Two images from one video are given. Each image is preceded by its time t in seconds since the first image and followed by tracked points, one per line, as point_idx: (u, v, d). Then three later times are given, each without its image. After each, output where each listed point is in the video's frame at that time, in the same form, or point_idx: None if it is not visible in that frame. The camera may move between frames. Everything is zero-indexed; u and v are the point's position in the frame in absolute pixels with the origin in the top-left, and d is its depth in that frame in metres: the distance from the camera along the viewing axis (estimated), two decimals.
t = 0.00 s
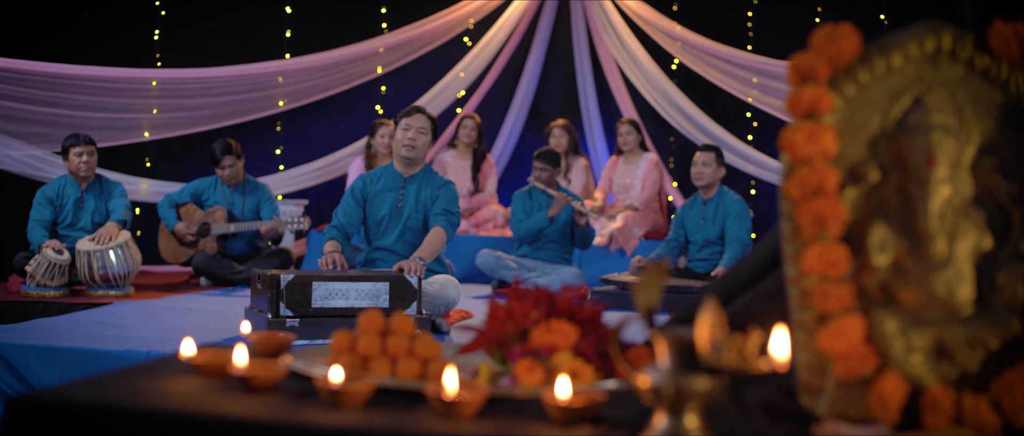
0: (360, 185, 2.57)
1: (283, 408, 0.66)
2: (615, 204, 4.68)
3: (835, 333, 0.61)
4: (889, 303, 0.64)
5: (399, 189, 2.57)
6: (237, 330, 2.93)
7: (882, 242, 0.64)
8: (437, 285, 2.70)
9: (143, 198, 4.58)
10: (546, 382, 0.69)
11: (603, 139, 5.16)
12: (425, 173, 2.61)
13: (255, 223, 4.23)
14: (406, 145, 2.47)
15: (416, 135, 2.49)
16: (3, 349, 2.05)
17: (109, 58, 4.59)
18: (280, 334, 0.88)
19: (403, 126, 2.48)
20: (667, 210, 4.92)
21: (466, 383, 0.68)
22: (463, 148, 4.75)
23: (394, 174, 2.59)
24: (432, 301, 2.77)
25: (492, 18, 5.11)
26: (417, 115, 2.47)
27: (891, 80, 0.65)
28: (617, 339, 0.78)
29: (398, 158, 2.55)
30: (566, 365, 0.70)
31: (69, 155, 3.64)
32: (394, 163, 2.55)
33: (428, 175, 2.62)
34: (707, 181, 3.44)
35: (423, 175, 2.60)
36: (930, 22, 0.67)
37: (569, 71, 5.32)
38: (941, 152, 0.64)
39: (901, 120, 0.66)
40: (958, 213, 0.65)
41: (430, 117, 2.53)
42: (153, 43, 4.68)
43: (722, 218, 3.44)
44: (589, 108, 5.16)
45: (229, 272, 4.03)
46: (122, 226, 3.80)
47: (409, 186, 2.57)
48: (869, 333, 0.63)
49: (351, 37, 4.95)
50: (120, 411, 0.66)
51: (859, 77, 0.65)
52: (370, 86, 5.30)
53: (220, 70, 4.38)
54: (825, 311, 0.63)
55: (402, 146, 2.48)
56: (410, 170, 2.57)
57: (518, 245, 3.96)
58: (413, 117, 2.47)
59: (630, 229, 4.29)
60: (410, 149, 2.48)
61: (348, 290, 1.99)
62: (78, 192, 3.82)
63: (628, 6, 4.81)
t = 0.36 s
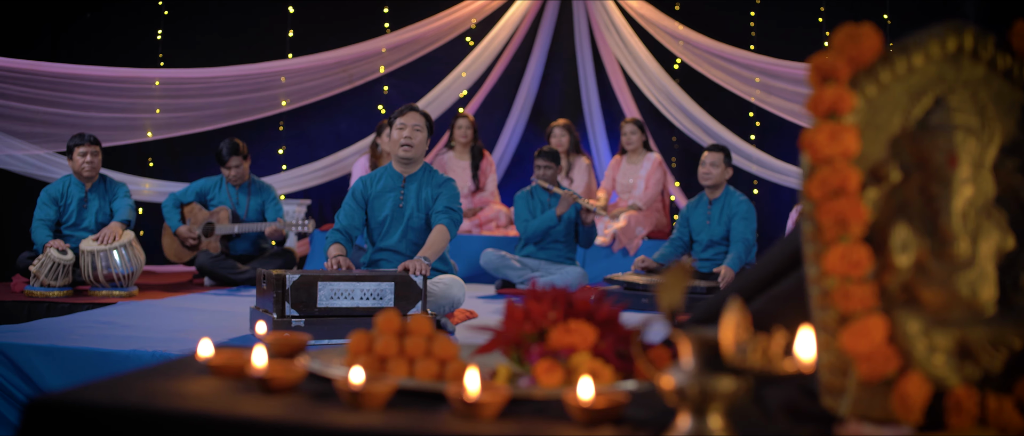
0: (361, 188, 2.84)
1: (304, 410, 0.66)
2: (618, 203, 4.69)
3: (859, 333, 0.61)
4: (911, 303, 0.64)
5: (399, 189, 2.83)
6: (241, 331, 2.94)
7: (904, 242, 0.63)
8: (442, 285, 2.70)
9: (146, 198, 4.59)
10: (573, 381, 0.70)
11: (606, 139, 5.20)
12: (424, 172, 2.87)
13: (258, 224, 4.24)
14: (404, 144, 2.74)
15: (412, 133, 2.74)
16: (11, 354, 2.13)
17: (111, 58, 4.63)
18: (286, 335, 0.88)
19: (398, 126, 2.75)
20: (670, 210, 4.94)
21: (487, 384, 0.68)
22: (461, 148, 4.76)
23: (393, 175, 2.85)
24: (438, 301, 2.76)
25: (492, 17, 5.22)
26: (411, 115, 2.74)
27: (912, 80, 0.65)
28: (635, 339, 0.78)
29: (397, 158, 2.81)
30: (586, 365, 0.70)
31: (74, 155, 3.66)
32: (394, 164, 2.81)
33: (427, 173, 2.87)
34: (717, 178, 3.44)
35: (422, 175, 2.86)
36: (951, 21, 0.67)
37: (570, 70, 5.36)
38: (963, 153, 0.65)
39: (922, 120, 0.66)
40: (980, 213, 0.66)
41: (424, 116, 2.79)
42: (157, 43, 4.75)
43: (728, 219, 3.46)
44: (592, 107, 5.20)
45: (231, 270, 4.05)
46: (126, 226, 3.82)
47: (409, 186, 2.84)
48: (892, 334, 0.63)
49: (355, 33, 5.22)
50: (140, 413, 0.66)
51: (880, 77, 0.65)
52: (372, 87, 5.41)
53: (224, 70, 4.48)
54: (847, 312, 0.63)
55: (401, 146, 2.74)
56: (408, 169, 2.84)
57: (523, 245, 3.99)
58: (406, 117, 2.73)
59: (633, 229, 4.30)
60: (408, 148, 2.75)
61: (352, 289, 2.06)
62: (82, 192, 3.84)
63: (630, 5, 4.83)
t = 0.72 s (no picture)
0: (363, 190, 2.84)
1: (326, 412, 0.66)
2: (621, 203, 4.70)
3: (884, 335, 0.61)
4: (936, 304, 0.64)
5: (401, 189, 2.83)
6: (245, 330, 2.94)
7: (928, 243, 0.64)
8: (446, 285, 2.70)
9: (149, 198, 4.60)
10: (597, 380, 0.70)
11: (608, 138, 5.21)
12: (426, 172, 2.87)
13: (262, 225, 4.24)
14: (404, 143, 2.75)
15: (412, 132, 2.75)
16: (26, 362, 2.22)
17: (114, 58, 4.65)
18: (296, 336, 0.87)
19: (397, 126, 2.77)
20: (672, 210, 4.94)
21: (510, 385, 0.68)
22: (461, 147, 4.75)
23: (394, 175, 2.86)
24: (443, 301, 2.76)
25: (494, 18, 5.23)
26: (410, 114, 2.76)
27: (937, 80, 0.65)
28: (656, 339, 0.78)
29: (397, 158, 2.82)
30: (607, 366, 0.70)
31: (81, 155, 3.67)
32: (394, 164, 2.81)
33: (427, 173, 2.87)
34: (723, 181, 3.44)
35: (424, 175, 2.86)
36: (975, 21, 0.67)
37: (571, 70, 5.38)
38: (989, 154, 0.65)
39: (945, 120, 0.66)
40: (1005, 214, 0.67)
41: (423, 115, 2.79)
42: (159, 43, 4.78)
43: (733, 220, 3.46)
44: (594, 107, 5.20)
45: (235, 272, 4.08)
46: (130, 227, 3.83)
47: (412, 186, 2.84)
48: (916, 335, 0.63)
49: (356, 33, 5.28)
50: (162, 416, 0.65)
51: (903, 77, 0.65)
52: (374, 87, 5.42)
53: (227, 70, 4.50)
54: (870, 313, 0.63)
55: (401, 146, 2.76)
56: (409, 170, 2.84)
57: (525, 244, 3.99)
58: (405, 117, 2.75)
59: (636, 229, 4.31)
60: (408, 147, 2.76)
61: (358, 290, 2.07)
62: (87, 192, 3.86)
63: (633, 6, 4.82)
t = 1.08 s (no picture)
0: (368, 190, 2.85)
1: (353, 413, 0.65)
2: (624, 203, 4.69)
3: (913, 335, 0.61)
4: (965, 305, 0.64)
5: (406, 189, 2.83)
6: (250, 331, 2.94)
7: (957, 244, 0.64)
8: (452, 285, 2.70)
9: (152, 198, 4.60)
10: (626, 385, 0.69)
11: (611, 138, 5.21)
12: (430, 172, 2.87)
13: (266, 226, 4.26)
14: (409, 143, 2.75)
15: (416, 132, 2.75)
16: (37, 372, 2.32)
17: (117, 58, 4.65)
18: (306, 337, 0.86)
19: (402, 126, 2.77)
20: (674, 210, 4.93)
21: (537, 387, 0.68)
22: (466, 147, 4.76)
23: (400, 175, 2.85)
24: (449, 301, 2.76)
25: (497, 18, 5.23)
26: (415, 114, 2.75)
27: (964, 81, 0.65)
28: (678, 340, 0.77)
29: (402, 157, 2.82)
30: (631, 367, 0.70)
31: (90, 156, 3.69)
32: (399, 163, 2.81)
33: (432, 173, 2.87)
34: (727, 185, 3.45)
35: (429, 174, 2.86)
36: (1002, 22, 0.67)
37: (573, 70, 5.38)
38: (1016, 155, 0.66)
39: (972, 121, 0.66)
40: None
41: (427, 115, 2.80)
42: (162, 43, 4.79)
43: (737, 220, 3.46)
44: (596, 107, 5.22)
45: (240, 272, 4.11)
46: (136, 227, 3.86)
47: (417, 186, 2.84)
48: (946, 336, 0.63)
49: (358, 34, 5.30)
50: (187, 418, 0.65)
51: (931, 77, 0.64)
52: (376, 87, 5.42)
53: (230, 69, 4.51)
54: (898, 314, 0.62)
55: (406, 145, 2.75)
56: (414, 170, 2.84)
57: (528, 244, 3.99)
58: (410, 116, 2.75)
59: (639, 229, 4.31)
60: (413, 146, 2.76)
61: (365, 290, 2.11)
62: (94, 192, 3.89)
63: (636, 6, 4.84)
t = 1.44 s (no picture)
0: (370, 190, 2.84)
1: (373, 415, 0.65)
2: (624, 203, 4.69)
3: (936, 336, 0.61)
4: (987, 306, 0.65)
5: (408, 189, 2.83)
6: (251, 330, 2.94)
7: (980, 245, 0.64)
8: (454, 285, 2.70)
9: (151, 198, 4.60)
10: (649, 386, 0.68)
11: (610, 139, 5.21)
12: (433, 172, 2.86)
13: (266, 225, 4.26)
14: (412, 144, 2.75)
15: (419, 133, 2.75)
16: (39, 374, 2.33)
17: (116, 57, 4.64)
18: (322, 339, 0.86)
19: (405, 127, 2.76)
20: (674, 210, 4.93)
21: (557, 389, 0.68)
22: (470, 147, 4.75)
23: (402, 175, 2.86)
24: (451, 301, 2.76)
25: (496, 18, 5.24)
26: (417, 115, 2.76)
27: (985, 82, 0.65)
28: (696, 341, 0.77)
29: (404, 157, 2.82)
30: (651, 368, 0.70)
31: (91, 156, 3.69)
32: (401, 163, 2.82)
33: (435, 173, 2.86)
34: (718, 186, 3.44)
35: (431, 174, 2.86)
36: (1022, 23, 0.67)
37: (572, 69, 5.38)
38: None
39: (993, 122, 0.66)
40: None
41: (430, 115, 2.79)
42: (162, 42, 4.78)
43: (737, 220, 3.46)
44: (595, 107, 5.22)
45: (240, 272, 4.16)
46: (136, 226, 3.86)
47: (419, 186, 2.84)
48: (969, 336, 0.63)
49: (358, 34, 5.30)
50: (206, 419, 0.65)
51: (953, 78, 0.64)
52: (376, 87, 5.42)
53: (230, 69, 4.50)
54: (921, 315, 0.62)
55: (408, 146, 2.75)
56: (416, 170, 2.85)
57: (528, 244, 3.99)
58: (413, 117, 2.75)
59: (639, 229, 4.32)
60: (416, 148, 2.76)
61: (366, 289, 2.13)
62: (94, 192, 3.89)
63: (635, 6, 4.85)
